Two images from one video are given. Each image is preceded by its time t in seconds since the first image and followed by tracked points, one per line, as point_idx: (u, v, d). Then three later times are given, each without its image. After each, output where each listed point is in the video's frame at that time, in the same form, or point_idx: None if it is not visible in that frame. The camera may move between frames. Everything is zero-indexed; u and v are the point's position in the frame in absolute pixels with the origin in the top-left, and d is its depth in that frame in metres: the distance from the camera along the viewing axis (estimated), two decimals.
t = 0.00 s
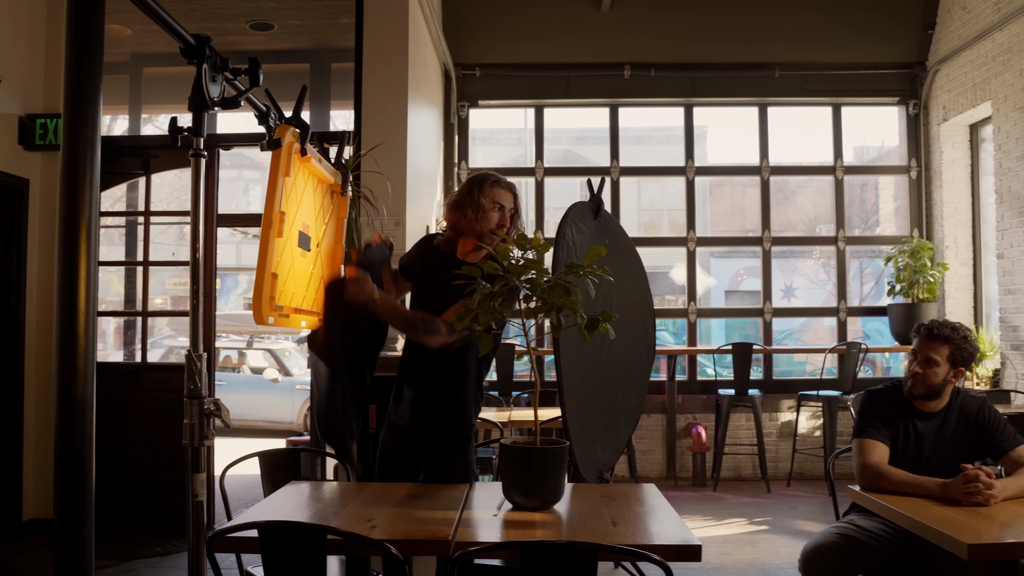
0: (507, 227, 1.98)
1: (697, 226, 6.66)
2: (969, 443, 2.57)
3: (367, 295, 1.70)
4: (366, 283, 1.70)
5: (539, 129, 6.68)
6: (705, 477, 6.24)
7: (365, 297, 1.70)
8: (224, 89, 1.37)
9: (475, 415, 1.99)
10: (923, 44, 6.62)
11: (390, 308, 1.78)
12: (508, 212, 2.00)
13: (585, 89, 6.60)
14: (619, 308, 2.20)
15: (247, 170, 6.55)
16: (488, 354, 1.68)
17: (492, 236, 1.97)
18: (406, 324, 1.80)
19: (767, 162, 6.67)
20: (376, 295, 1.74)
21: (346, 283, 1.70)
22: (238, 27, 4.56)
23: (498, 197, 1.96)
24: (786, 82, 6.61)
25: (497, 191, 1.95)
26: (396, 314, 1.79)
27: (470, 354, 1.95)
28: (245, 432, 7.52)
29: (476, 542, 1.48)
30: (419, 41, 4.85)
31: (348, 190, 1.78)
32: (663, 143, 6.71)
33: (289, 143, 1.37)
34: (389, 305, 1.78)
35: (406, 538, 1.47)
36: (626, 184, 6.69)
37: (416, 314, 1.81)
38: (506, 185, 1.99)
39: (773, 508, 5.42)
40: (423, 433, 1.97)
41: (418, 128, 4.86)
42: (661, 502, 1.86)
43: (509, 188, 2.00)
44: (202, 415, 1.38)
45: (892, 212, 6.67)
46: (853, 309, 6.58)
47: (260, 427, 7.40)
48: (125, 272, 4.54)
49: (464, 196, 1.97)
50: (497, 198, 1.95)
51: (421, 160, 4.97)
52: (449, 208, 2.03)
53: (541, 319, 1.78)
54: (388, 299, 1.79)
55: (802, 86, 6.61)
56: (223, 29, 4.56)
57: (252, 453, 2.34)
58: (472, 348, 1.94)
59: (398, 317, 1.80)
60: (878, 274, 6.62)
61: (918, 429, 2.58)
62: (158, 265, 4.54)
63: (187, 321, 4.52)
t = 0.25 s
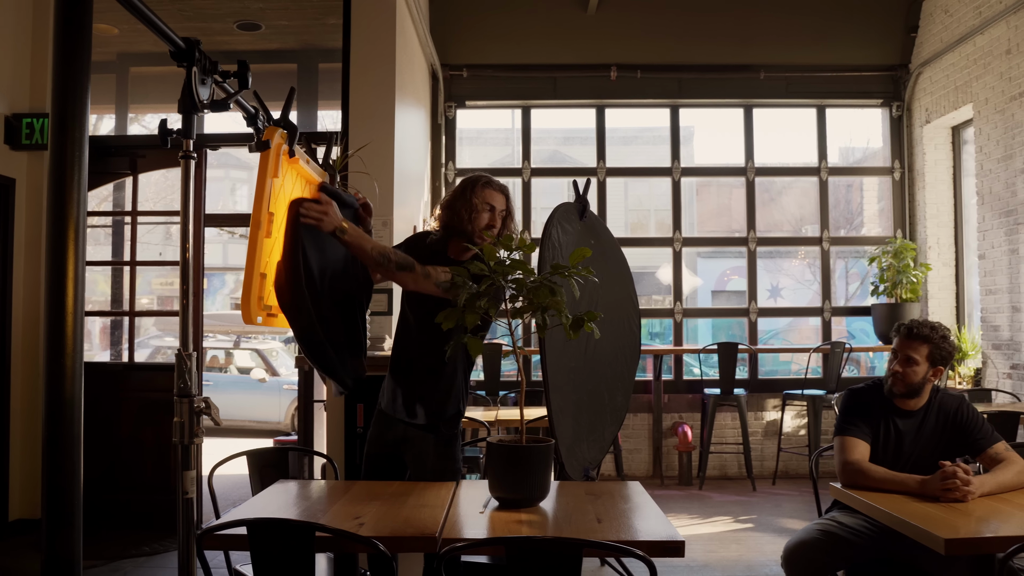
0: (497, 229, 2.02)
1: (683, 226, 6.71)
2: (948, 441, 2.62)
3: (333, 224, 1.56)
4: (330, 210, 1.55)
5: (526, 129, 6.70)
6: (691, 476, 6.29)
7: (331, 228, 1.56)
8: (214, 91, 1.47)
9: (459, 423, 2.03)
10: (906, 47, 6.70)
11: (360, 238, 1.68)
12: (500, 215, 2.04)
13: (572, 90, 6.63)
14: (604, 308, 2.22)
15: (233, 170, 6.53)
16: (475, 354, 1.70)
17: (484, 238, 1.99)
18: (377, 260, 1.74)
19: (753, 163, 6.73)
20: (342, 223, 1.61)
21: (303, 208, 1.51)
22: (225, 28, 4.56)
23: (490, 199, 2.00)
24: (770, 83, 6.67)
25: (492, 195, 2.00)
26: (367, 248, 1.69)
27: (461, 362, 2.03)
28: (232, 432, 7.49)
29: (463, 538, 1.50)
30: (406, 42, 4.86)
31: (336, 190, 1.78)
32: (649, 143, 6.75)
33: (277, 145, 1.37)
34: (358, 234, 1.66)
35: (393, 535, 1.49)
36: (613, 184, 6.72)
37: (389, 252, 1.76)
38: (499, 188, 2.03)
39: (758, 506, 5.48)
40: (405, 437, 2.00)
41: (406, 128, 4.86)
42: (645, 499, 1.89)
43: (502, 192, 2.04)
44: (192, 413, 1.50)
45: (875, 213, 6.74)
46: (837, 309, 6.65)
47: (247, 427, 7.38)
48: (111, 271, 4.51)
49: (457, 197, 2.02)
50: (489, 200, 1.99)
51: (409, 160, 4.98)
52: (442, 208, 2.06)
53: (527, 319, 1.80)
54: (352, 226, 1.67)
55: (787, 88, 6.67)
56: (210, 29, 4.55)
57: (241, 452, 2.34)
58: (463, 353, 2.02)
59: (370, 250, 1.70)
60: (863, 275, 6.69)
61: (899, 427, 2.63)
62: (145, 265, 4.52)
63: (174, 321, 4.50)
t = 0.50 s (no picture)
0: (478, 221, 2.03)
1: (674, 227, 6.74)
2: (934, 439, 2.65)
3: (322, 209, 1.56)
4: (321, 193, 1.55)
5: (518, 130, 6.72)
6: (682, 475, 6.33)
7: (320, 212, 1.56)
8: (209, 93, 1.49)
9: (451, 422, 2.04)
10: (895, 50, 6.77)
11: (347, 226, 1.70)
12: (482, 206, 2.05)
13: (563, 91, 6.66)
14: (595, 308, 2.25)
15: (225, 169, 6.52)
16: (467, 352, 1.72)
17: (462, 228, 2.01)
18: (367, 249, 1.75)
19: (743, 164, 6.77)
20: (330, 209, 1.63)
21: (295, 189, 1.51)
22: (217, 27, 4.55)
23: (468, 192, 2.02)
24: (761, 85, 6.72)
25: (467, 185, 2.02)
26: (356, 236, 1.71)
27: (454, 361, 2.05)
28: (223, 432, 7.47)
29: (455, 534, 1.51)
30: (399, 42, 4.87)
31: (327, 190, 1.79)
32: (640, 144, 6.79)
33: (272, 146, 1.39)
34: (347, 222, 1.70)
35: (386, 532, 1.51)
36: (604, 184, 6.75)
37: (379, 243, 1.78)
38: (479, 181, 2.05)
39: (748, 505, 5.52)
40: (397, 435, 2.00)
41: (398, 129, 4.88)
42: (636, 497, 1.91)
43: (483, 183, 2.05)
44: (188, 410, 1.51)
45: (865, 214, 6.80)
46: (827, 309, 6.70)
47: (238, 427, 7.36)
48: (102, 271, 4.50)
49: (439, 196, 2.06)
50: (466, 192, 2.01)
51: (401, 161, 4.99)
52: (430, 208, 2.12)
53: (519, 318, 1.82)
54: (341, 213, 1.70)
55: (777, 90, 6.72)
56: (202, 29, 4.55)
57: (234, 451, 2.35)
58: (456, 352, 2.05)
59: (360, 237, 1.71)
60: (853, 275, 6.75)
61: (885, 425, 2.66)
62: (137, 265, 4.51)
63: (165, 321, 4.49)
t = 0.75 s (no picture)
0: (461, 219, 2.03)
1: (664, 227, 6.77)
2: (921, 436, 2.68)
3: (313, 208, 1.55)
4: (312, 192, 1.52)
5: (509, 130, 6.73)
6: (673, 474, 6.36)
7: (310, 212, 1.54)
8: (205, 93, 1.51)
9: (443, 420, 2.05)
10: (884, 51, 6.82)
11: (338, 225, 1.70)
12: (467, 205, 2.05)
13: (554, 91, 6.67)
14: (586, 307, 2.26)
15: (215, 169, 6.51)
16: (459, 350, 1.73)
17: (447, 227, 2.02)
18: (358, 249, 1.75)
19: (733, 164, 6.80)
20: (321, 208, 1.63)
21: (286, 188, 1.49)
22: (209, 27, 4.55)
23: (451, 191, 2.03)
24: (751, 86, 6.76)
25: (451, 184, 2.03)
26: (347, 236, 1.71)
27: (445, 359, 2.06)
28: (214, 432, 7.45)
29: (448, 531, 1.53)
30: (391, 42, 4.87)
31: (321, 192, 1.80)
32: (631, 144, 6.81)
33: (266, 146, 1.40)
34: (337, 222, 1.70)
35: (380, 528, 1.52)
36: (595, 185, 6.77)
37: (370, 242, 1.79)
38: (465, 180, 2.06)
39: (738, 503, 5.55)
40: (390, 434, 2.01)
41: (390, 129, 4.88)
42: (627, 494, 1.93)
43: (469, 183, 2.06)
44: (184, 407, 1.54)
45: (855, 214, 6.85)
46: (817, 309, 6.75)
47: (229, 427, 7.34)
48: (93, 270, 4.48)
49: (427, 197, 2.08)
50: (449, 190, 2.02)
51: (392, 161, 4.99)
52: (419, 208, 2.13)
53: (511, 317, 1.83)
54: (331, 212, 1.70)
55: (767, 90, 6.76)
56: (194, 29, 4.54)
57: (226, 449, 2.36)
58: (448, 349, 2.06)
59: (350, 237, 1.72)
60: (842, 275, 6.80)
61: (873, 424, 2.69)
62: (128, 264, 4.50)
63: (156, 320, 4.48)
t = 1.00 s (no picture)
0: (451, 218, 2.03)
1: (657, 227, 6.80)
2: (912, 435, 2.70)
3: (308, 208, 1.58)
4: (308, 192, 1.58)
5: (502, 130, 6.74)
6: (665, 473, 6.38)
7: (306, 212, 1.59)
8: (203, 94, 1.51)
9: (436, 420, 2.05)
10: (875, 53, 6.86)
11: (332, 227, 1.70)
12: (458, 204, 2.05)
13: (547, 92, 6.68)
14: (581, 307, 2.27)
15: (208, 169, 6.50)
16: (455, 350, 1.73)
17: (437, 227, 2.02)
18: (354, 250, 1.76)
19: (726, 165, 6.83)
20: (315, 209, 1.64)
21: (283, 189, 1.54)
22: (202, 27, 4.54)
23: (441, 190, 2.03)
24: (743, 87, 6.79)
25: (441, 184, 2.03)
26: (341, 237, 1.71)
27: (438, 359, 2.07)
28: (207, 432, 7.43)
29: (443, 530, 1.54)
30: (384, 43, 4.88)
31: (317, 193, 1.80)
32: (624, 144, 6.83)
33: (263, 145, 1.40)
34: (331, 223, 1.69)
35: (376, 527, 1.53)
36: (588, 185, 6.79)
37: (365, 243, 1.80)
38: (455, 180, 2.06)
39: (731, 502, 5.58)
40: (384, 434, 2.02)
41: (384, 129, 4.88)
42: (621, 493, 1.94)
43: (459, 182, 2.06)
44: (182, 407, 1.54)
45: (846, 215, 6.89)
46: (809, 309, 6.78)
47: (221, 427, 7.32)
48: (86, 270, 4.47)
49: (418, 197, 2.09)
50: (439, 190, 2.02)
51: (386, 161, 4.99)
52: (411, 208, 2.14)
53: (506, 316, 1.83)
54: (327, 214, 1.70)
55: (759, 91, 6.79)
56: (187, 28, 4.53)
57: (221, 448, 2.36)
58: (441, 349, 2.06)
59: (345, 238, 1.72)
60: (834, 275, 6.84)
61: (865, 423, 2.71)
62: (121, 264, 4.48)
63: (149, 321, 4.45)
